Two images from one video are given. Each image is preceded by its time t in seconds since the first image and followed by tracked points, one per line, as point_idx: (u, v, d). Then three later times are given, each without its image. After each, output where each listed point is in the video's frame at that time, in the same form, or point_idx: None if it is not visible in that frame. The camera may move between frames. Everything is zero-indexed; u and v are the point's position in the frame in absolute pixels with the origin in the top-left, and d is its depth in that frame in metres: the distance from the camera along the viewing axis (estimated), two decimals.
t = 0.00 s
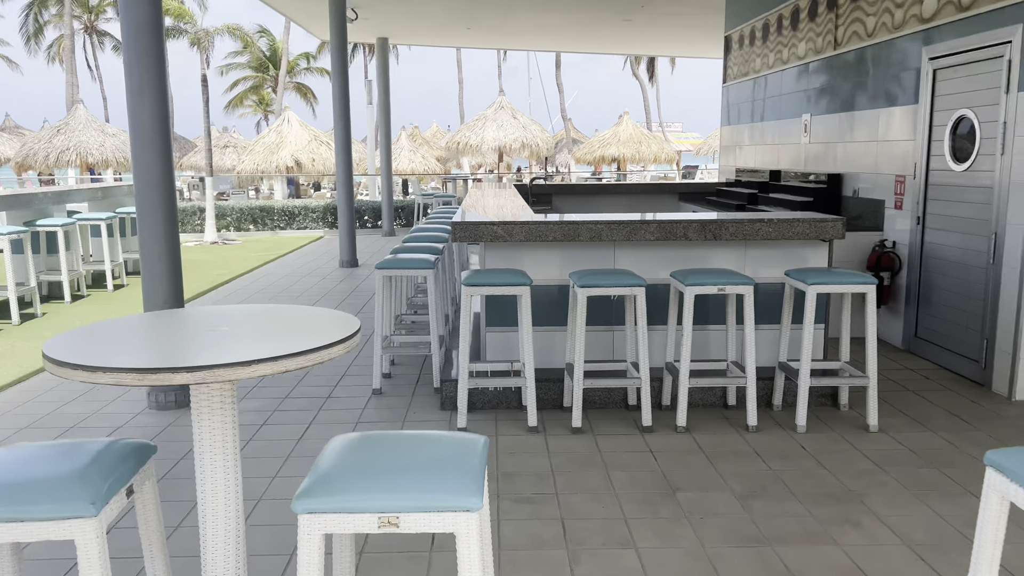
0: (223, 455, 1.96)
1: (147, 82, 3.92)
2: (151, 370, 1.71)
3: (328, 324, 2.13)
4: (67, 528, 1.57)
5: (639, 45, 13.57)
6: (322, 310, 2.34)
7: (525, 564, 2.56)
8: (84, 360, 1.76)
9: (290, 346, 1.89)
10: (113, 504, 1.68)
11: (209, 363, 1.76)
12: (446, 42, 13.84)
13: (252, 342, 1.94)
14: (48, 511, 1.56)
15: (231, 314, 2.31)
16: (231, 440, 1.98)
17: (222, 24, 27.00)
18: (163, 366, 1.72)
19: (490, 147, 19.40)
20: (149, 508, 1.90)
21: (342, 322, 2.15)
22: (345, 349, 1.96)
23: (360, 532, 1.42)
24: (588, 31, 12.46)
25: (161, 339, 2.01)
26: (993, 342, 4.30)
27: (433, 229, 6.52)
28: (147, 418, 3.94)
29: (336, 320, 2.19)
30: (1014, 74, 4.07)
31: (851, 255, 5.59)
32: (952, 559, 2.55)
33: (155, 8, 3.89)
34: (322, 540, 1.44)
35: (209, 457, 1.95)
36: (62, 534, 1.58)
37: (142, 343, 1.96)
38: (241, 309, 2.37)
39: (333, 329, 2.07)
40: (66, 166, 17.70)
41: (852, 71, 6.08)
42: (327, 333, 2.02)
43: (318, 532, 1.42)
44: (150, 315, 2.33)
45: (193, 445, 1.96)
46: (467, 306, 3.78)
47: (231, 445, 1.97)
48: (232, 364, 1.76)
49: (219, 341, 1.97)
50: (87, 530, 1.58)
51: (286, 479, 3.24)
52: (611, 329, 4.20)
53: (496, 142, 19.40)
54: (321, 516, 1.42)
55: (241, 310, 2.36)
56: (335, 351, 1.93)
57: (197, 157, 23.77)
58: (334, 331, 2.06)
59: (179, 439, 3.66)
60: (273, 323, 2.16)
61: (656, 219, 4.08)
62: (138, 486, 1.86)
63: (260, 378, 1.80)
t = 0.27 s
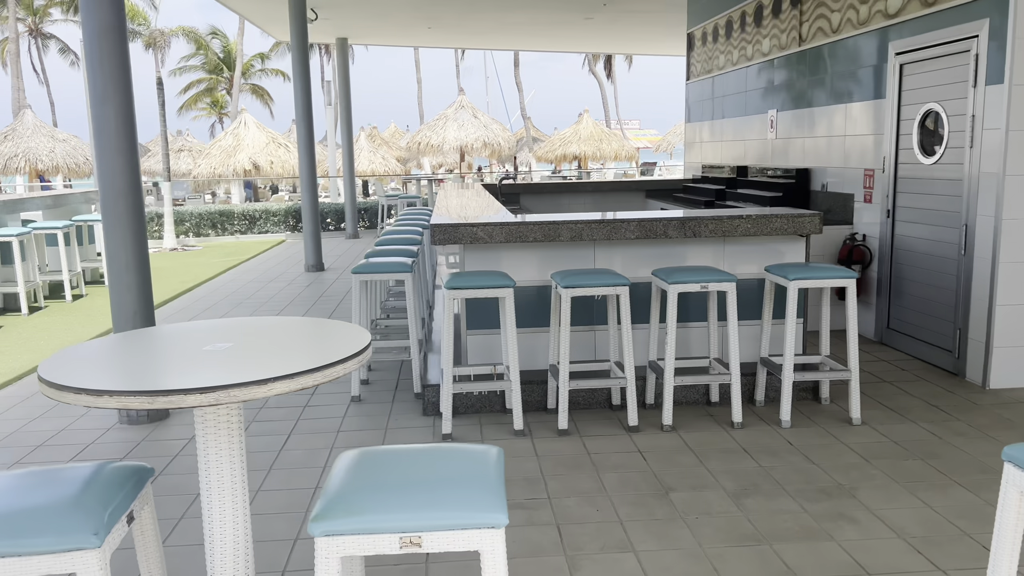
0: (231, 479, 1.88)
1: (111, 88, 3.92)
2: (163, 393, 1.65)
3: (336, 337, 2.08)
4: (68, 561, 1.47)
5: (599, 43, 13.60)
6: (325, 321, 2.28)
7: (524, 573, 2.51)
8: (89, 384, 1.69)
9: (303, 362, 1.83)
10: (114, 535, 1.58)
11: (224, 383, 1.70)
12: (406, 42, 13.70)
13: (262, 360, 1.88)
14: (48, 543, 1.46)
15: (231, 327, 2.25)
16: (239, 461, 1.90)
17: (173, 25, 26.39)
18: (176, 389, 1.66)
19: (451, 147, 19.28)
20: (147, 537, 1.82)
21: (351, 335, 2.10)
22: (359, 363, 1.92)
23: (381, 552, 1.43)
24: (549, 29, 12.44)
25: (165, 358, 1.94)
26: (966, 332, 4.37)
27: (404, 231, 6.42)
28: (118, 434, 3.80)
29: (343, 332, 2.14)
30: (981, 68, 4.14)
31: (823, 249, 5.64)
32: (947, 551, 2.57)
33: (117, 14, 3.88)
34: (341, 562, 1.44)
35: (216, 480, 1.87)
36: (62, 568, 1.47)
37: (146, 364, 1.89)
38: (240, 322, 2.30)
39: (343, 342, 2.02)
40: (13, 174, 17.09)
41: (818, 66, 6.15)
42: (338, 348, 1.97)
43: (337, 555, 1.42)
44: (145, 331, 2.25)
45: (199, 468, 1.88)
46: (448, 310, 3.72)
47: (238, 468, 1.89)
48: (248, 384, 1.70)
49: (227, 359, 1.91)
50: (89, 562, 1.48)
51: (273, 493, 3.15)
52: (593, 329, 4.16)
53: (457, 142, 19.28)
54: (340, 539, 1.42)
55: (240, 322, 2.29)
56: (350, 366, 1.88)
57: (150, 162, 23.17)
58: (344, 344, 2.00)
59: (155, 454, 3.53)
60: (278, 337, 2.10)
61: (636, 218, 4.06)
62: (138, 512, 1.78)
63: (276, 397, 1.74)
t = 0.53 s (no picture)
0: (236, 484, 1.82)
1: (94, 82, 3.83)
2: (169, 396, 1.59)
3: (344, 334, 2.02)
4: (67, 571, 1.41)
5: (583, 39, 13.56)
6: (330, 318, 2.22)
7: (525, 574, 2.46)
8: (90, 388, 1.62)
9: (313, 362, 1.77)
10: (114, 542, 1.52)
11: (233, 385, 1.64)
12: (388, 38, 13.59)
13: (270, 359, 1.82)
14: (46, 553, 1.39)
15: (234, 326, 2.18)
16: (244, 466, 1.84)
17: (151, 21, 26.04)
18: (183, 392, 1.60)
19: (434, 144, 19.17)
20: (147, 542, 1.76)
21: (360, 332, 2.04)
22: (371, 362, 1.86)
23: (395, 557, 1.38)
24: (533, 26, 12.39)
25: (168, 359, 1.87)
26: (956, 327, 4.38)
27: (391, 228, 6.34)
28: (104, 436, 3.71)
29: (351, 328, 2.08)
30: (972, 62, 4.15)
31: (812, 244, 5.65)
32: (949, 546, 2.56)
33: (100, 6, 3.79)
34: (352, 567, 1.38)
35: (220, 486, 1.81)
36: None
37: (148, 366, 1.82)
38: (242, 321, 2.24)
39: (352, 340, 1.96)
40: None
41: (806, 62, 6.15)
42: (348, 346, 1.90)
43: (350, 561, 1.37)
44: (144, 332, 2.19)
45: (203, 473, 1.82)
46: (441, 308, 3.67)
47: (244, 472, 1.84)
48: (258, 385, 1.64)
49: (233, 360, 1.84)
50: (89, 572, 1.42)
51: (267, 496, 3.08)
52: (586, 326, 4.13)
53: (440, 139, 19.18)
54: (352, 545, 1.37)
55: (243, 321, 2.23)
56: (361, 365, 1.83)
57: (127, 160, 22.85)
58: (354, 342, 1.94)
59: (143, 457, 3.45)
60: (284, 336, 2.04)
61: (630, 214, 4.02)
62: (138, 517, 1.72)
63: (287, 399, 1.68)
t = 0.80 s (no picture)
0: (231, 486, 1.77)
1: (88, 73, 3.76)
2: (165, 395, 1.54)
3: (345, 330, 1.97)
4: None
5: (580, 35, 13.50)
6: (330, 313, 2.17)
7: None
8: (81, 386, 1.57)
9: (314, 360, 1.72)
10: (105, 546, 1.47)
11: (230, 384, 1.58)
12: (384, 32, 13.50)
13: (268, 357, 1.77)
14: (35, 556, 1.34)
15: (231, 322, 2.13)
16: (241, 468, 1.79)
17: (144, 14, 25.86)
18: (179, 391, 1.54)
19: (429, 140, 19.09)
20: (139, 546, 1.71)
21: (361, 328, 1.99)
22: (373, 360, 1.81)
23: (397, 562, 1.34)
24: (530, 21, 12.33)
25: (163, 356, 1.82)
26: (956, 327, 4.36)
27: (386, 224, 6.29)
28: (96, 432, 3.65)
29: (352, 323, 2.03)
30: (975, 61, 4.12)
31: (811, 243, 5.62)
32: (953, 549, 2.53)
33: None
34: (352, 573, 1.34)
35: (215, 488, 1.76)
36: None
37: (142, 362, 1.77)
38: (239, 315, 2.19)
39: (353, 336, 1.91)
40: None
41: (806, 60, 6.12)
42: (349, 342, 1.85)
43: (349, 566, 1.33)
44: (138, 327, 2.14)
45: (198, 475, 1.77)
46: (438, 305, 3.62)
47: (241, 475, 1.79)
48: (256, 383, 1.58)
49: (230, 356, 1.79)
50: None
51: (262, 494, 3.03)
52: (584, 324, 4.09)
53: (435, 135, 19.10)
54: (352, 550, 1.32)
55: (240, 316, 2.18)
56: (363, 363, 1.78)
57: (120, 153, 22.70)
58: (355, 339, 1.89)
59: (136, 453, 3.40)
60: (282, 331, 1.99)
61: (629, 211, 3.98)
62: (130, 520, 1.67)
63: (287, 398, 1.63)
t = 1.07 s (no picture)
0: (203, 509, 1.69)
1: (73, 67, 3.66)
2: (127, 413, 1.42)
3: (328, 341, 1.86)
4: None
5: (577, 35, 13.42)
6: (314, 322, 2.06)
7: None
8: (38, 403, 1.45)
9: (292, 375, 1.61)
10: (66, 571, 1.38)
11: (199, 401, 1.47)
12: (380, 30, 13.39)
13: (245, 370, 1.65)
14: None
15: (210, 329, 2.02)
16: (213, 490, 1.70)
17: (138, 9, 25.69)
18: (142, 409, 1.43)
19: (425, 139, 18.99)
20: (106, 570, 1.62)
21: (346, 339, 1.88)
22: (356, 374, 1.70)
23: None
24: (527, 21, 12.24)
25: (132, 366, 1.70)
26: (957, 335, 4.29)
27: (380, 223, 6.20)
28: (78, 436, 3.56)
29: (336, 334, 1.92)
30: (979, 64, 4.05)
31: (809, 248, 5.55)
32: (958, 567, 2.46)
33: None
34: None
35: (184, 512, 1.67)
36: None
37: (108, 374, 1.65)
38: (219, 324, 2.08)
39: (337, 348, 1.80)
40: None
41: (806, 62, 6.05)
42: (331, 355, 1.75)
43: None
44: (111, 333, 2.03)
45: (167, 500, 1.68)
46: (431, 308, 3.53)
47: (213, 500, 1.70)
48: (228, 401, 1.47)
49: (201, 369, 1.68)
50: None
51: (246, 503, 2.94)
52: (580, 328, 4.01)
53: (430, 134, 19.00)
54: None
55: (220, 324, 2.07)
56: (346, 378, 1.67)
57: (114, 149, 22.55)
58: (338, 351, 1.78)
59: (117, 458, 3.30)
60: (262, 341, 1.88)
61: (627, 213, 3.90)
62: (97, 541, 1.58)
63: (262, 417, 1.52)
